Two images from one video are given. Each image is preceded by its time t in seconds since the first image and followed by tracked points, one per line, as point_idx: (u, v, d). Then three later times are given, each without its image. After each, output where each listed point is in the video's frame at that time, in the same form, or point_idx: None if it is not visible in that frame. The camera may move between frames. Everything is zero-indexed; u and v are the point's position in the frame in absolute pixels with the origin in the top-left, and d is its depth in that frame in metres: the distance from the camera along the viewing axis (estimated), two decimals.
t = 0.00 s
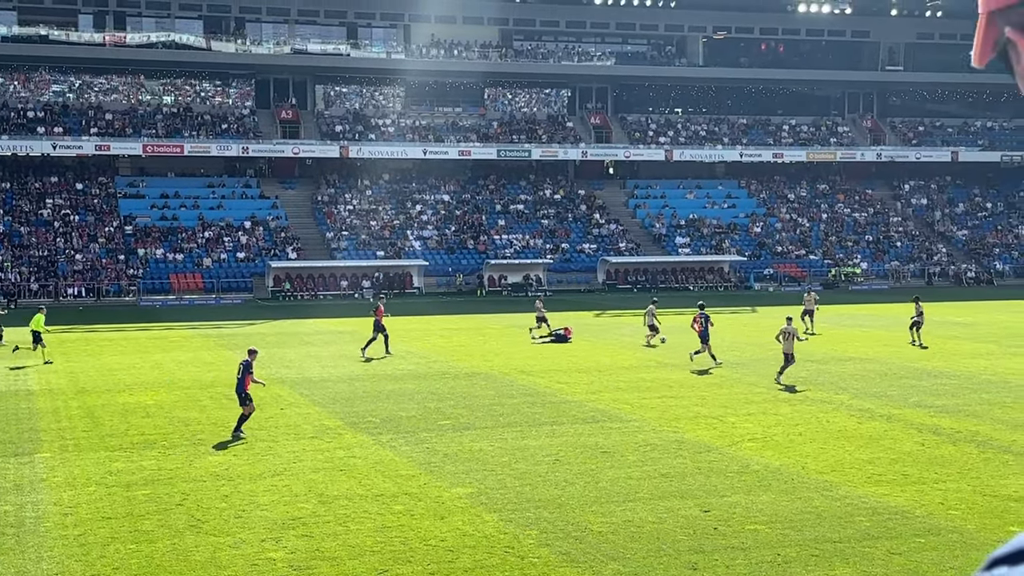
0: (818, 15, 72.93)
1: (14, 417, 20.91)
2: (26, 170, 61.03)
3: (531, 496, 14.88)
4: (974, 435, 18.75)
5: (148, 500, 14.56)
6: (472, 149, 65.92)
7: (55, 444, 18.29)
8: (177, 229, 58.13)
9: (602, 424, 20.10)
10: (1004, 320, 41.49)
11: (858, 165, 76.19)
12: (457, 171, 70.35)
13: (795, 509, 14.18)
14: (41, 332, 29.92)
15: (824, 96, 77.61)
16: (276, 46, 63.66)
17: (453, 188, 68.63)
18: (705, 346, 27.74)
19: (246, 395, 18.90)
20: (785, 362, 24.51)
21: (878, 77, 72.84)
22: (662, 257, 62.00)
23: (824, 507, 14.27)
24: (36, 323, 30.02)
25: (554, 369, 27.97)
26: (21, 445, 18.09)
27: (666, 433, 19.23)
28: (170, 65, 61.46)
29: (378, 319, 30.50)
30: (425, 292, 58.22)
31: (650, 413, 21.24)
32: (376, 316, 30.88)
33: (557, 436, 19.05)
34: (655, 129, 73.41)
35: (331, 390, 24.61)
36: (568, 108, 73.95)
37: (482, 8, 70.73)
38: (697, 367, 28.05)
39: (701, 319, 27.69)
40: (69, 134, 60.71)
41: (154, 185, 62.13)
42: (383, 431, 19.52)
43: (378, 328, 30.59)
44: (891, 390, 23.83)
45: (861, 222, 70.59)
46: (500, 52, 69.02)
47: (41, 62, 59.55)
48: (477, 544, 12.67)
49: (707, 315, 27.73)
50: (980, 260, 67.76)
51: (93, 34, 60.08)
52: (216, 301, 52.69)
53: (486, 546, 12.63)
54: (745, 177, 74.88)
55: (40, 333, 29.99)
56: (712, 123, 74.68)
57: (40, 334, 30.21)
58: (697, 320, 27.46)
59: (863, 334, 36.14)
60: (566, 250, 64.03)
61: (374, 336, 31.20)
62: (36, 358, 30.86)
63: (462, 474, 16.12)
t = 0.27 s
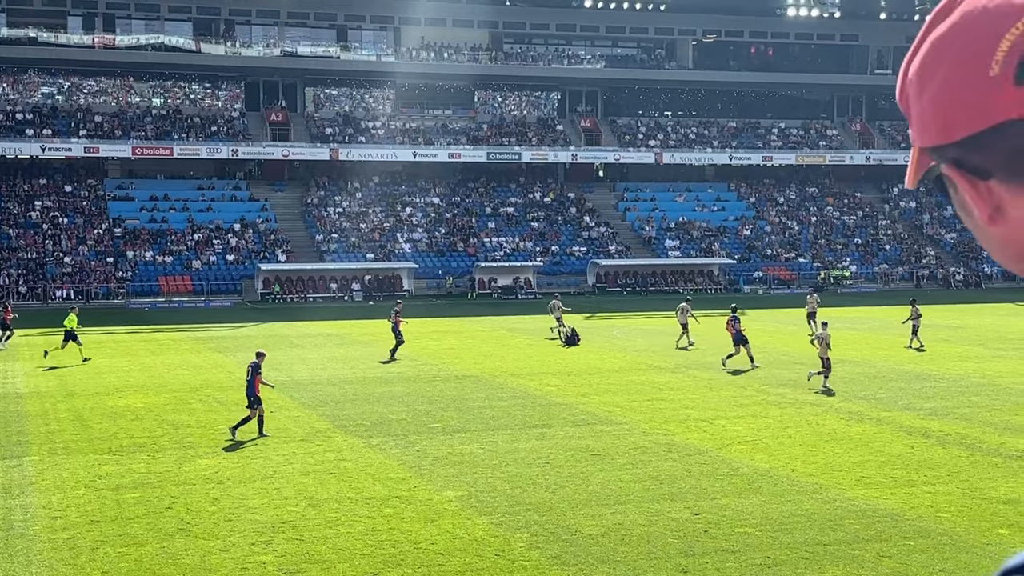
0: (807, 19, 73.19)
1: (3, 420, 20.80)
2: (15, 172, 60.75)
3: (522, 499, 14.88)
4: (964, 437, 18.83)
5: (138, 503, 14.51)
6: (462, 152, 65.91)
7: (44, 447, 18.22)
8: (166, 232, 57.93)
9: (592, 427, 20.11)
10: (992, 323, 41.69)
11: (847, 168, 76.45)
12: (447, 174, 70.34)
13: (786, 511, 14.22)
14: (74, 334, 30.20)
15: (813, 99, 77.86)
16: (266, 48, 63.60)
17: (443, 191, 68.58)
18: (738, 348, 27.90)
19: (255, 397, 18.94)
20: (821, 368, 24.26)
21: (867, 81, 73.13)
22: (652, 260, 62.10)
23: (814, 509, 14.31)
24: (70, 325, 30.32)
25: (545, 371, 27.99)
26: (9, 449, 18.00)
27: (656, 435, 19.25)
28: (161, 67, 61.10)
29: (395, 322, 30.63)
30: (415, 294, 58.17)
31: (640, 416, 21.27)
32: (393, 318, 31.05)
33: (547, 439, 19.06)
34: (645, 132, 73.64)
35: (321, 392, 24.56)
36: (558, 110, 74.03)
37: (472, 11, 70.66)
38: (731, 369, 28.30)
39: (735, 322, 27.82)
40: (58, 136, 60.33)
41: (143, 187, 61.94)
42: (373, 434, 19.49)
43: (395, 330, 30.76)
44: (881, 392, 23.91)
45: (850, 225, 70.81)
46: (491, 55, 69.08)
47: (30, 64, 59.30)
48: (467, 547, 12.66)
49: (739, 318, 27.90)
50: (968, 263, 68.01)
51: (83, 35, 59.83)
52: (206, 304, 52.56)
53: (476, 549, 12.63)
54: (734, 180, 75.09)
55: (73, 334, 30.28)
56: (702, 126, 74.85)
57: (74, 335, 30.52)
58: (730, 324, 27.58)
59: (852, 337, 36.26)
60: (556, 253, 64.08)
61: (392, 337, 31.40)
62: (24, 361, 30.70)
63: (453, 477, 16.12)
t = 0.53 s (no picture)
0: (803, 20, 73.29)
1: None
2: (10, 173, 60.63)
3: (519, 500, 14.88)
4: (959, 438, 18.87)
5: (134, 505, 14.49)
6: (458, 153, 65.88)
7: (40, 448, 18.19)
8: (162, 233, 57.84)
9: (588, 428, 20.13)
10: (986, 323, 41.79)
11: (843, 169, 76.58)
12: (442, 175, 70.33)
13: (782, 512, 14.23)
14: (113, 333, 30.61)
15: (809, 100, 77.97)
16: (261, 49, 63.52)
17: (438, 192, 68.53)
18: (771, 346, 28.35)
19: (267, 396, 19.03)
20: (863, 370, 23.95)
21: (862, 82, 73.25)
22: (647, 261, 62.13)
23: (811, 510, 14.33)
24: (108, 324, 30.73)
25: (541, 372, 28.00)
26: (5, 450, 17.96)
27: (652, 436, 19.27)
28: (156, 67, 61.02)
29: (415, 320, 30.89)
30: (410, 295, 58.13)
31: (636, 417, 21.29)
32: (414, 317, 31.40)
33: (543, 440, 19.08)
34: (640, 133, 73.62)
35: (317, 394, 24.56)
36: (554, 111, 73.99)
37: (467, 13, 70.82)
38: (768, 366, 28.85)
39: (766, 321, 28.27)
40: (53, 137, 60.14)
41: (138, 188, 61.89)
42: (369, 435, 19.48)
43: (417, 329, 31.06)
44: (876, 393, 23.96)
45: (845, 227, 70.90)
46: (486, 56, 69.09)
47: (25, 65, 59.19)
48: (464, 549, 12.66)
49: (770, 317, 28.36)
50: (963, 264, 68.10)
51: (78, 36, 59.73)
52: (201, 305, 52.46)
53: (473, 550, 12.63)
54: (729, 181, 75.15)
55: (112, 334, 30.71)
56: (697, 127, 74.88)
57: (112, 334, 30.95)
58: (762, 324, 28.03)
59: (847, 338, 36.33)
60: (551, 254, 64.11)
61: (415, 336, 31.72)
62: (20, 362, 30.64)
63: (449, 478, 16.11)
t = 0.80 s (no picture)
0: (803, 20, 73.28)
1: None
2: (10, 174, 60.61)
3: (519, 500, 14.88)
4: (959, 438, 18.87)
5: (135, 505, 14.49)
6: (458, 154, 65.87)
7: (40, 449, 18.19)
8: (162, 234, 57.85)
9: (588, 428, 20.13)
10: (986, 323, 41.81)
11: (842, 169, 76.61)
12: (442, 175, 70.31)
13: (782, 512, 14.24)
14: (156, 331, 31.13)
15: (808, 100, 77.97)
16: (261, 50, 63.49)
17: (438, 193, 68.49)
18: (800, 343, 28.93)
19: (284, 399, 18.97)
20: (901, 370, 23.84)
21: (862, 82, 73.25)
22: (647, 261, 62.16)
23: (811, 510, 14.34)
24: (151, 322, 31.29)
25: (541, 372, 28.00)
26: (5, 451, 17.96)
27: (653, 437, 19.27)
28: (156, 68, 61.12)
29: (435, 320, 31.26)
30: (410, 296, 58.11)
31: (636, 417, 21.29)
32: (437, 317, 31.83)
33: (543, 440, 19.08)
34: (640, 133, 73.54)
35: (317, 394, 24.55)
36: (553, 111, 73.94)
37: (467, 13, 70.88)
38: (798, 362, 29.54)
39: (794, 321, 28.87)
40: (53, 138, 60.09)
41: (138, 189, 62.05)
42: (370, 435, 19.47)
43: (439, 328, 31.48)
44: (876, 393, 23.97)
45: (845, 226, 70.91)
46: (486, 56, 69.07)
47: (25, 65, 59.18)
48: (465, 549, 12.66)
49: (798, 318, 28.86)
50: (964, 264, 68.12)
51: (78, 37, 59.72)
52: (201, 306, 52.43)
53: (474, 550, 12.63)
54: (729, 181, 75.16)
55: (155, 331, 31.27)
56: (697, 127, 74.86)
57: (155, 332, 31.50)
58: (790, 324, 28.66)
59: (847, 338, 36.35)
60: (551, 254, 64.11)
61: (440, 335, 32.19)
62: (20, 363, 30.62)
63: (449, 479, 16.11)
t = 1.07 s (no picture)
0: (803, 19, 73.22)
1: None
2: (10, 175, 60.62)
3: (520, 500, 14.87)
4: (960, 437, 18.86)
5: (136, 505, 14.50)
6: (458, 153, 65.87)
7: (41, 449, 18.21)
8: (162, 234, 57.88)
9: (589, 427, 20.12)
10: (987, 322, 41.78)
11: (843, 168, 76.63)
12: (443, 175, 70.32)
13: (783, 511, 14.24)
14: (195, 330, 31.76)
15: (808, 99, 77.94)
16: (261, 49, 63.49)
17: (438, 192, 68.51)
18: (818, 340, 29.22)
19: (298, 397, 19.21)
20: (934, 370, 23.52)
21: (862, 81, 73.21)
22: (647, 260, 62.17)
23: (812, 509, 14.33)
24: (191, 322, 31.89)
25: (541, 372, 27.99)
26: (6, 451, 17.97)
27: (653, 436, 19.26)
28: (156, 68, 61.23)
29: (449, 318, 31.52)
30: (410, 295, 58.09)
31: (637, 416, 21.28)
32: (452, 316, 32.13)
33: (544, 439, 19.07)
34: (640, 132, 73.55)
35: (317, 394, 24.55)
36: (554, 111, 73.91)
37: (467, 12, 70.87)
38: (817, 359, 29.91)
39: (814, 319, 29.08)
40: (53, 139, 60.11)
41: (138, 189, 61.99)
42: (370, 435, 19.47)
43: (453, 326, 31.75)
44: (877, 392, 23.95)
45: (846, 225, 70.89)
46: (485, 55, 69.05)
47: (24, 66, 59.22)
48: (466, 548, 12.66)
49: (816, 315, 29.15)
50: (964, 263, 68.12)
51: (77, 37, 59.75)
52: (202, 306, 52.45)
53: (476, 550, 12.63)
54: (730, 180, 75.19)
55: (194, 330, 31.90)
56: (697, 126, 74.86)
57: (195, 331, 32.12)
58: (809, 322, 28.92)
59: (848, 337, 36.32)
60: (551, 254, 64.12)
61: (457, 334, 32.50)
62: (21, 364, 30.60)
63: (450, 478, 16.11)
